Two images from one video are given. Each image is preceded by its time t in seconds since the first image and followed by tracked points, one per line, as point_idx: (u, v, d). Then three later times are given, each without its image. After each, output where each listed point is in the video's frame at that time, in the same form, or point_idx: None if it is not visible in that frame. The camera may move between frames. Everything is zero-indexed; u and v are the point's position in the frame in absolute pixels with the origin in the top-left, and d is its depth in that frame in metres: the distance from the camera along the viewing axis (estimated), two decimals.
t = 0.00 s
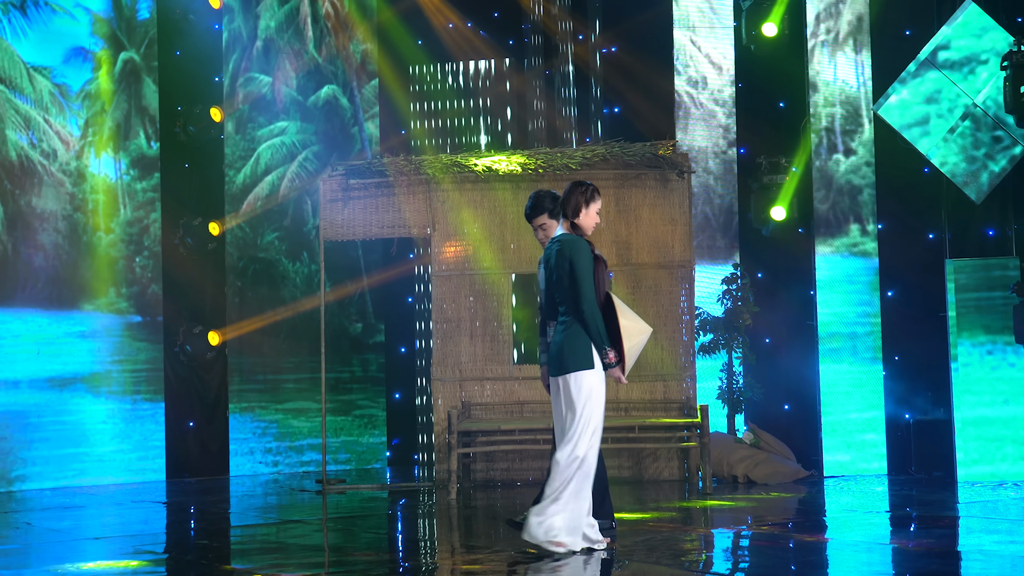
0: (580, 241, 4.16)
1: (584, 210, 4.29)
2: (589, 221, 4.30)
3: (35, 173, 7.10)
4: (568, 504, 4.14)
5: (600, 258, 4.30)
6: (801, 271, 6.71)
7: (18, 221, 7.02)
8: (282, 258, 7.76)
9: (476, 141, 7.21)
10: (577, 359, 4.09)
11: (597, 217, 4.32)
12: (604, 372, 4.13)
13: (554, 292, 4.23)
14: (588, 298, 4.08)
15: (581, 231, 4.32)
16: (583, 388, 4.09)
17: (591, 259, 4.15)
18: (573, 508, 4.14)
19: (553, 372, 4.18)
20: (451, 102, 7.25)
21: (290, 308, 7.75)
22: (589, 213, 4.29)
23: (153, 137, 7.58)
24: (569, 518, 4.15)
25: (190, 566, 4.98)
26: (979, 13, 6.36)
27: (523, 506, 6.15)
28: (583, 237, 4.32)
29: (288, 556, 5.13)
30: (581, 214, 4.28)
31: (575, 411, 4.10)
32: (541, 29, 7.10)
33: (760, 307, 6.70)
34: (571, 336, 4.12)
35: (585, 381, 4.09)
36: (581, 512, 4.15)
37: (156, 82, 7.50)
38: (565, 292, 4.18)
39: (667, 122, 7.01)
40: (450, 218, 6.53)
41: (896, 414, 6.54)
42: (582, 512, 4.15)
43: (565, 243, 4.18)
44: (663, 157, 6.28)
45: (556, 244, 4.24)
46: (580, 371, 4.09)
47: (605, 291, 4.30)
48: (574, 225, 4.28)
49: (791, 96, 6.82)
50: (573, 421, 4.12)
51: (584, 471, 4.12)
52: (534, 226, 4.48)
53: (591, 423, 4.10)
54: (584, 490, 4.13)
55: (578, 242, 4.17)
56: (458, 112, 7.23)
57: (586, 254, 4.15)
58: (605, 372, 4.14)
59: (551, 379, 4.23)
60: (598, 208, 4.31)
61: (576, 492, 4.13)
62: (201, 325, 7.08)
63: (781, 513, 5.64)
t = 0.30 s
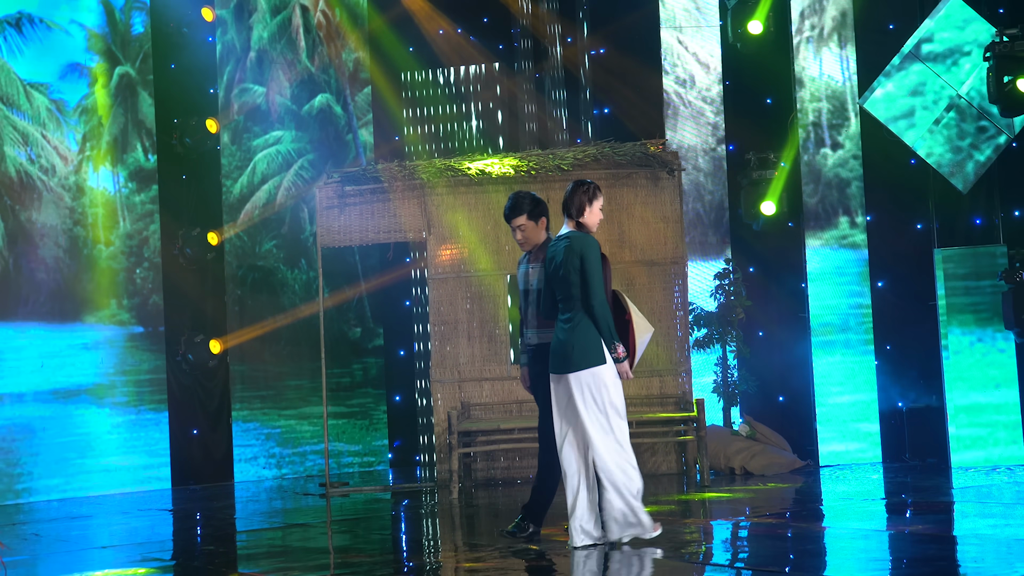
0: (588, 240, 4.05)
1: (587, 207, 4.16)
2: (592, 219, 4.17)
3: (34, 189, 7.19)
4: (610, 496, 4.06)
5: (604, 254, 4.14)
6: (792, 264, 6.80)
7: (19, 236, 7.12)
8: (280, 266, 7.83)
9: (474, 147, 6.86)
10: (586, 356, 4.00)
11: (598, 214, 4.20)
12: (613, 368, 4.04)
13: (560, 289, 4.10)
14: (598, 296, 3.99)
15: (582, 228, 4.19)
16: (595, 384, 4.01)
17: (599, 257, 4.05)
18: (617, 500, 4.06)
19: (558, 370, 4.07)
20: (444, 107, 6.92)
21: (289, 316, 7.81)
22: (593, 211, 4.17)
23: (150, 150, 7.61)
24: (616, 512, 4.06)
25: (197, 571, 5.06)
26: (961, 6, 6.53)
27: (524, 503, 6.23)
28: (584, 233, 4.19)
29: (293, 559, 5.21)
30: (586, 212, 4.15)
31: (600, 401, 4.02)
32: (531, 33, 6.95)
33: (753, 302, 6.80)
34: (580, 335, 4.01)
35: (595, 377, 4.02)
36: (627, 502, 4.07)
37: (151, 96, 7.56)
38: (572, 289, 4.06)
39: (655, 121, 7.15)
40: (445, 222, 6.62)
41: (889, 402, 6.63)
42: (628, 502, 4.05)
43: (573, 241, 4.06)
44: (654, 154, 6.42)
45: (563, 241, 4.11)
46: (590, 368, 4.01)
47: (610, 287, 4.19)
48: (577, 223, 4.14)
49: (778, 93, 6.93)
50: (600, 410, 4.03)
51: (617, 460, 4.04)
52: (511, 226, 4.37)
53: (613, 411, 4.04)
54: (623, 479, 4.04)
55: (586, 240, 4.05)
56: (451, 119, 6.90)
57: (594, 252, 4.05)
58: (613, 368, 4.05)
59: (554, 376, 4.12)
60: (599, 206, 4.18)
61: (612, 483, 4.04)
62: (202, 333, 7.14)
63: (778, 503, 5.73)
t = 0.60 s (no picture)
0: (602, 240, 4.08)
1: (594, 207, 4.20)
2: (599, 219, 4.21)
3: (37, 202, 7.15)
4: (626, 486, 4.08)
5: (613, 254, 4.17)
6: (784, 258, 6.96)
7: (22, 249, 7.07)
8: (282, 273, 7.93)
9: (472, 150, 7.01)
10: (601, 355, 4.01)
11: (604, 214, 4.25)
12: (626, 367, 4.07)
13: (572, 289, 4.11)
14: (612, 295, 4.02)
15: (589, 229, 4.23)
16: (609, 382, 4.01)
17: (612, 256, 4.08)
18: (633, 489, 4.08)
19: (571, 369, 4.07)
20: (439, 113, 7.04)
21: (291, 322, 7.92)
22: (600, 212, 4.21)
23: (151, 161, 7.58)
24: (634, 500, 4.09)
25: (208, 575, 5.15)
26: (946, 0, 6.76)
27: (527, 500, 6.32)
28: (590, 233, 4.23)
29: (301, 562, 5.30)
30: (593, 213, 4.19)
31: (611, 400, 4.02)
32: (524, 37, 7.30)
33: (752, 293, 6.98)
34: (594, 334, 4.03)
35: (611, 376, 4.02)
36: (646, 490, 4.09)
37: (151, 109, 7.50)
38: (585, 289, 4.07)
39: (647, 122, 7.27)
40: (442, 225, 6.72)
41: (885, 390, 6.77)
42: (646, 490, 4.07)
43: (587, 242, 4.09)
44: (647, 155, 6.51)
45: (575, 242, 4.13)
46: (606, 369, 4.01)
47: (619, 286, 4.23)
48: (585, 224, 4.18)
49: (768, 88, 7.10)
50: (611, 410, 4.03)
51: (632, 450, 4.05)
52: (490, 224, 4.35)
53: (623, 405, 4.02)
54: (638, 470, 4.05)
55: (599, 241, 4.09)
56: (446, 123, 7.04)
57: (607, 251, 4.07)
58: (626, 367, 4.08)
59: (567, 376, 4.12)
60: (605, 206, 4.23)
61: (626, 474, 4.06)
62: (206, 341, 7.35)
63: (778, 494, 5.81)
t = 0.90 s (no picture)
0: (612, 238, 4.20)
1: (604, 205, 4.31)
2: (611, 216, 4.32)
3: (41, 217, 7.27)
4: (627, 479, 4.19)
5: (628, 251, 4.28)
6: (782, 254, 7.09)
7: (27, 263, 7.19)
8: (285, 279, 8.02)
9: (466, 153, 7.18)
10: (620, 351, 4.12)
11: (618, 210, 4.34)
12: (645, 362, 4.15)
13: (589, 288, 4.24)
14: (626, 293, 4.12)
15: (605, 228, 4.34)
16: (625, 376, 4.12)
17: (624, 253, 4.19)
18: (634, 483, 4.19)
19: (594, 365, 4.20)
20: (433, 117, 7.23)
21: (295, 327, 8.01)
22: (610, 210, 4.32)
23: (153, 173, 7.72)
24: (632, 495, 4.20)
25: None
26: None
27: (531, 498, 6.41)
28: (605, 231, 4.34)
29: (310, 563, 5.38)
30: (603, 212, 4.30)
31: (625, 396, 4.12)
32: (517, 41, 7.36)
33: (747, 289, 7.13)
34: (613, 332, 4.14)
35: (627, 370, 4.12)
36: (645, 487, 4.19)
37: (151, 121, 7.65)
38: (602, 288, 4.20)
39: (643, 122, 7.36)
40: (441, 228, 6.82)
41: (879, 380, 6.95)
42: (645, 487, 4.18)
43: (599, 242, 4.21)
44: (642, 155, 6.56)
45: (588, 243, 4.26)
46: (625, 363, 4.11)
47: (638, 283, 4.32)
48: (597, 224, 4.30)
49: (758, 87, 7.26)
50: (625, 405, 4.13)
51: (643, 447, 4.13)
52: (478, 221, 4.43)
53: (638, 402, 4.13)
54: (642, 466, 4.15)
55: (611, 239, 4.20)
56: (441, 128, 7.21)
57: (619, 249, 4.18)
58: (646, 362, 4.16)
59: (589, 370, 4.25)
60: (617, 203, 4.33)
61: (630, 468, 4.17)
62: (211, 349, 7.37)
63: (778, 484, 5.90)
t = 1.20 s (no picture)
0: (620, 236, 4.27)
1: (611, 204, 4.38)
2: (619, 214, 4.38)
3: (46, 230, 7.37)
4: (636, 475, 4.24)
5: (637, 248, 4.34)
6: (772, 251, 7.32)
7: (31, 275, 7.29)
8: (287, 285, 8.12)
9: (464, 156, 7.22)
10: (632, 346, 4.19)
11: (625, 208, 4.40)
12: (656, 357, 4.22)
13: (602, 287, 4.33)
14: (636, 290, 4.19)
15: (613, 226, 4.41)
16: (636, 372, 4.20)
17: (633, 251, 4.26)
18: (642, 480, 4.24)
19: (607, 361, 4.27)
20: (430, 122, 7.22)
21: (299, 331, 8.10)
22: (617, 208, 4.38)
23: (155, 183, 7.73)
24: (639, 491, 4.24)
25: None
26: None
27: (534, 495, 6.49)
28: (614, 229, 4.42)
29: (317, 564, 5.46)
30: (610, 210, 4.37)
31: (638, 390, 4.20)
32: (511, 45, 7.50)
33: (742, 284, 7.34)
34: (625, 328, 4.22)
35: (637, 366, 4.20)
36: (651, 484, 4.26)
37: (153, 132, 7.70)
38: (613, 286, 4.28)
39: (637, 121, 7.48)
40: (441, 231, 6.91)
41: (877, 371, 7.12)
42: (653, 484, 4.24)
43: (607, 241, 4.29)
44: (636, 152, 6.67)
45: (598, 242, 4.35)
46: (637, 358, 4.19)
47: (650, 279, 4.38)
48: (604, 222, 4.38)
49: (751, 84, 7.43)
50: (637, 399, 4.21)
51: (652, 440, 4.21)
52: (474, 219, 4.50)
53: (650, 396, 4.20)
54: (653, 461, 4.23)
55: (619, 237, 4.28)
56: (439, 133, 7.21)
57: (628, 247, 4.25)
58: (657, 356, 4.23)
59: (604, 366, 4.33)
60: (624, 200, 4.39)
61: (641, 464, 4.23)
62: (216, 355, 7.45)
63: (778, 475, 5.99)
